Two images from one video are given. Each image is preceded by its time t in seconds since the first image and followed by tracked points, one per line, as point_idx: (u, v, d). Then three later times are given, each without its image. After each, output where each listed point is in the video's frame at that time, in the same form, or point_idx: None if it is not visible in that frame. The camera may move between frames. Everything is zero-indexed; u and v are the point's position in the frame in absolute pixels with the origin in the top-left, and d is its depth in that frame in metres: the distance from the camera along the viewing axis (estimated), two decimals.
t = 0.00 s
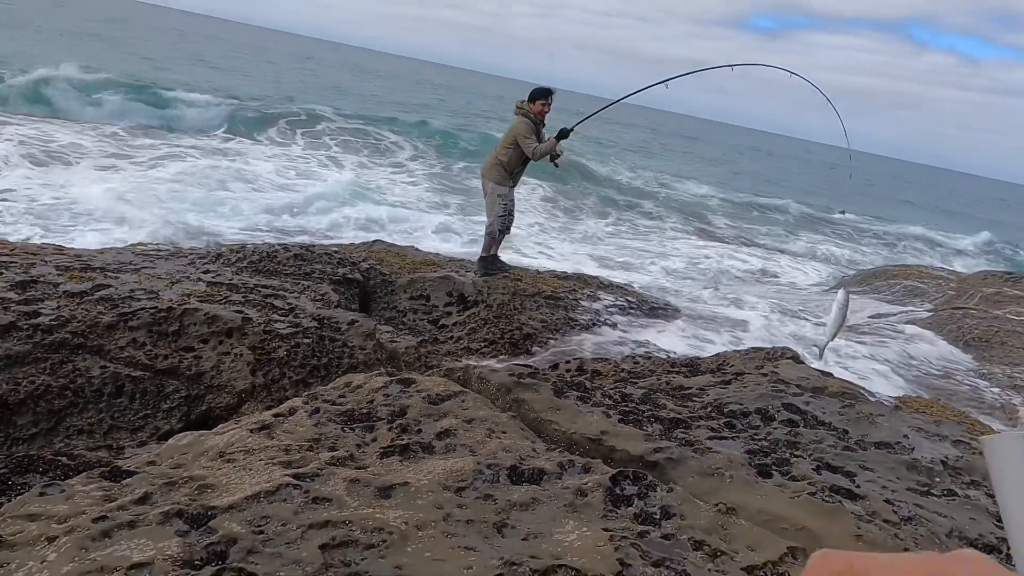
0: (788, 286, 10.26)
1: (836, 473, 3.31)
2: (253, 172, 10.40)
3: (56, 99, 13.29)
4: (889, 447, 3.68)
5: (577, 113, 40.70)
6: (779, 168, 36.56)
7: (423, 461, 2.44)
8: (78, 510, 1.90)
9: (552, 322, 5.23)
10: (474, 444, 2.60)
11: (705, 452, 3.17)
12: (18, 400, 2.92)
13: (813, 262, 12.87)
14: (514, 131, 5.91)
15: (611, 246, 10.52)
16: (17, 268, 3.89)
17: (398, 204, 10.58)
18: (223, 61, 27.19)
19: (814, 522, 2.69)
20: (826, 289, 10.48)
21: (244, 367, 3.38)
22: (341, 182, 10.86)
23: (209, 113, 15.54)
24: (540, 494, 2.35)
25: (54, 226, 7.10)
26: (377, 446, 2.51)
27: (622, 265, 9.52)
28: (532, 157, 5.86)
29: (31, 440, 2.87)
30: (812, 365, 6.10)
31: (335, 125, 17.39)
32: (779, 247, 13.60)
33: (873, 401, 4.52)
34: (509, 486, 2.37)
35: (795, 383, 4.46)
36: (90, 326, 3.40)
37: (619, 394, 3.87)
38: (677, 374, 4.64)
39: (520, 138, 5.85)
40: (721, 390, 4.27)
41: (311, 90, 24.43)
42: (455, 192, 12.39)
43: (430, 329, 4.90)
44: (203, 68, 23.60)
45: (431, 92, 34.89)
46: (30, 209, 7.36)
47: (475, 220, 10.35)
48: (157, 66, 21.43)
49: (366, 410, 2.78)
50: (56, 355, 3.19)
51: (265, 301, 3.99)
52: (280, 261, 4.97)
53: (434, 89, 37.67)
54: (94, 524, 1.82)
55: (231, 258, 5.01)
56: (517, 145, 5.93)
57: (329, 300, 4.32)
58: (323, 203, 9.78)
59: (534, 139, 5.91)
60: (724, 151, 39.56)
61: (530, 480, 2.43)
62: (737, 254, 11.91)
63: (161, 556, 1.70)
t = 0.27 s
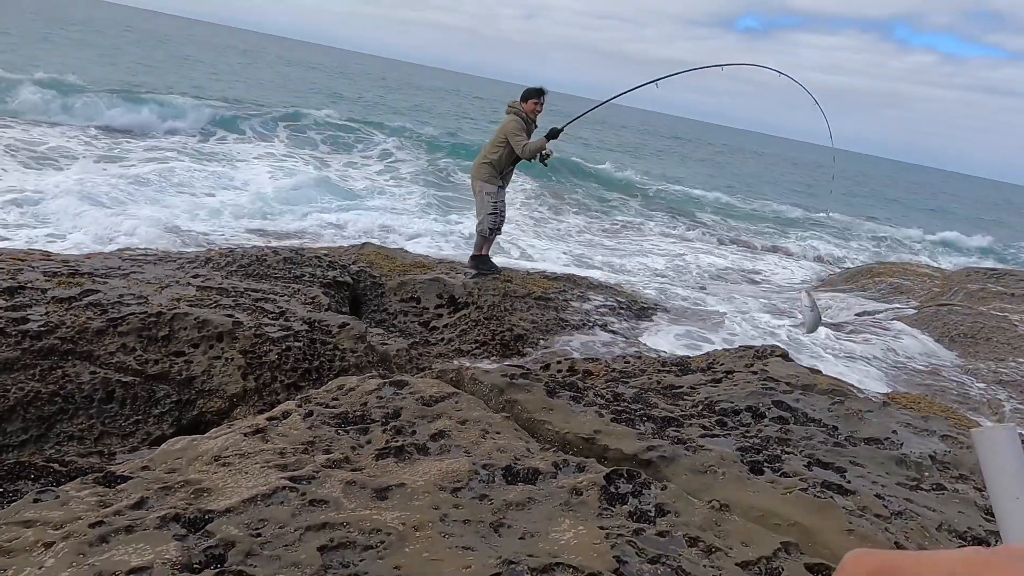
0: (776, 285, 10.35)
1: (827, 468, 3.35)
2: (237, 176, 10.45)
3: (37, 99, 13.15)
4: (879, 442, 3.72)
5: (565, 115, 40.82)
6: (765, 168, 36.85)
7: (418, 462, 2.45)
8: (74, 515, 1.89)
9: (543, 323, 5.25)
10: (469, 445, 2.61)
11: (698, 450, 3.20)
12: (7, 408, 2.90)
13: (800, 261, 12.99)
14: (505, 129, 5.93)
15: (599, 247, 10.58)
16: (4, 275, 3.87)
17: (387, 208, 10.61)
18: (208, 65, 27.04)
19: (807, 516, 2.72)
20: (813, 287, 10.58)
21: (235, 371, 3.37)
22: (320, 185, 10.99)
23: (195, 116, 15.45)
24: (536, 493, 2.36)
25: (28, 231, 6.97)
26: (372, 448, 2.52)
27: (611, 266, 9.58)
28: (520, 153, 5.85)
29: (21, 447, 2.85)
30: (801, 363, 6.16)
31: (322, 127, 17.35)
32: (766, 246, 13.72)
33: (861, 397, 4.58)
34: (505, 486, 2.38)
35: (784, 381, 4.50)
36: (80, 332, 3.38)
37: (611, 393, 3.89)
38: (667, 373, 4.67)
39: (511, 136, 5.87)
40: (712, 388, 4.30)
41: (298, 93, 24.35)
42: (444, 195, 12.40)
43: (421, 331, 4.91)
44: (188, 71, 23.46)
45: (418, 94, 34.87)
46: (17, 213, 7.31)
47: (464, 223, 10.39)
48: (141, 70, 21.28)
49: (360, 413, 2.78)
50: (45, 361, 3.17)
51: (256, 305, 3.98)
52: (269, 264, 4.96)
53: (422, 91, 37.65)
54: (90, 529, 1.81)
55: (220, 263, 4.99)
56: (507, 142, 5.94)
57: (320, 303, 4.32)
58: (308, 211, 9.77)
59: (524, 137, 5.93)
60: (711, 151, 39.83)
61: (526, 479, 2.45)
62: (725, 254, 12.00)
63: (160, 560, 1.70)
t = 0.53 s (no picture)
0: (763, 290, 10.47)
1: (816, 471, 3.41)
2: (227, 186, 10.48)
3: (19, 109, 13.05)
4: (865, 445, 3.79)
5: (552, 122, 41.01)
6: (751, 173, 37.20)
7: (414, 470, 2.48)
8: (76, 528, 1.91)
9: (534, 331, 5.30)
10: (465, 452, 2.65)
11: (689, 454, 3.25)
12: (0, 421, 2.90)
13: (786, 265, 13.14)
14: (493, 138, 5.98)
15: (588, 255, 10.67)
16: None
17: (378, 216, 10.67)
18: (194, 74, 26.95)
19: (797, 519, 2.76)
20: (800, 292, 10.70)
21: (229, 382, 3.39)
22: (306, 194, 11.06)
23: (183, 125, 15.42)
24: (531, 499, 2.40)
25: (15, 244, 6.94)
26: (369, 456, 2.55)
27: (601, 273, 9.66)
28: (509, 163, 5.91)
29: (15, 460, 2.85)
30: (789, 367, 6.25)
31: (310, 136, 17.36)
32: (753, 251, 13.86)
33: (848, 400, 4.66)
34: (501, 493, 2.42)
35: (773, 385, 4.56)
36: (73, 344, 3.39)
37: (603, 399, 3.94)
38: (657, 379, 4.73)
39: (498, 145, 5.92)
40: (702, 393, 4.36)
41: (286, 102, 24.34)
42: (433, 203, 12.44)
43: (413, 339, 4.94)
44: (175, 81, 23.39)
45: (406, 102, 34.94)
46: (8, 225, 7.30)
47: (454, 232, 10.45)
48: (127, 80, 21.20)
49: (355, 422, 2.81)
50: (38, 374, 3.18)
51: (248, 315, 4.00)
52: (261, 275, 4.98)
53: (409, 99, 37.71)
54: (94, 540, 1.84)
55: (211, 273, 5.01)
56: (495, 152, 6.00)
57: (312, 313, 4.34)
58: (296, 220, 9.79)
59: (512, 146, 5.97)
60: (697, 157, 40.15)
61: (521, 486, 2.49)
62: (712, 259, 12.13)
63: (165, 570, 1.72)
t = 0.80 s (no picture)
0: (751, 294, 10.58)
1: (805, 472, 3.48)
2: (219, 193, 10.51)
3: (5, 119, 12.99)
4: (853, 447, 3.88)
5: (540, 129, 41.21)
6: (738, 178, 37.54)
7: (412, 476, 2.53)
8: (82, 537, 1.94)
9: (525, 338, 5.36)
10: (461, 459, 2.69)
11: (681, 458, 3.32)
12: None
13: (773, 270, 13.29)
14: (482, 147, 6.04)
15: (577, 262, 10.76)
16: None
17: (368, 225, 10.73)
18: (181, 84, 26.90)
19: (786, 520, 2.83)
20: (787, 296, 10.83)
21: (224, 392, 3.42)
22: (295, 204, 11.11)
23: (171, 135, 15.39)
24: (528, 504, 2.45)
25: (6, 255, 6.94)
26: (368, 464, 2.59)
27: (590, 279, 9.75)
28: (497, 168, 5.96)
29: (11, 473, 2.86)
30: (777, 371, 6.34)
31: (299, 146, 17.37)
32: (741, 257, 14.00)
33: (836, 403, 4.74)
34: (498, 497, 2.47)
35: (761, 389, 4.64)
36: (67, 357, 3.41)
37: (595, 405, 4.00)
38: (648, 384, 4.80)
39: (487, 154, 5.98)
40: (692, 398, 4.43)
41: (273, 111, 24.34)
42: (423, 211, 12.49)
43: (406, 348, 4.98)
44: (162, 91, 23.34)
45: (394, 110, 35.01)
46: None
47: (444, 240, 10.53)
48: (114, 90, 21.14)
49: (352, 430, 2.85)
50: (33, 386, 3.19)
51: (242, 326, 4.03)
52: (253, 285, 5.01)
53: (397, 107, 37.78)
54: (101, 549, 1.87)
55: (204, 284, 5.03)
56: (484, 160, 6.06)
57: (305, 322, 4.37)
58: (288, 228, 9.82)
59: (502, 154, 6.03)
60: (684, 163, 40.46)
61: (518, 490, 2.54)
62: (700, 265, 12.25)
63: None
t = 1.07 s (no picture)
0: (742, 297, 10.68)
1: (798, 472, 3.54)
2: (210, 206, 10.54)
3: None
4: (844, 446, 3.94)
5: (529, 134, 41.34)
6: (726, 181, 37.82)
7: (413, 481, 2.57)
8: (90, 547, 1.96)
9: (519, 343, 5.41)
10: (461, 463, 2.73)
11: (676, 460, 3.37)
12: None
13: (763, 272, 13.41)
14: (475, 152, 6.09)
15: (568, 267, 10.84)
16: None
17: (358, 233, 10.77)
18: (169, 91, 26.81)
19: (781, 519, 2.89)
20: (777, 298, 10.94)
21: (221, 401, 3.44)
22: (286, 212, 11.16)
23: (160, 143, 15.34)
24: (528, 507, 2.49)
25: None
26: (369, 470, 2.62)
27: (581, 284, 9.81)
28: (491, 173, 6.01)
29: (10, 484, 2.87)
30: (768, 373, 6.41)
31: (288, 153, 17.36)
32: (730, 260, 14.12)
33: (826, 403, 4.81)
34: (498, 501, 2.51)
35: (753, 390, 4.71)
36: (64, 367, 3.42)
37: (590, 409, 4.05)
38: (641, 387, 4.85)
39: (480, 158, 6.03)
40: (685, 400, 4.49)
41: (262, 118, 24.31)
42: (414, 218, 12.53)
43: (400, 354, 5.01)
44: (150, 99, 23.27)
45: (383, 116, 35.04)
46: None
47: (434, 247, 10.59)
48: (101, 99, 21.05)
49: (352, 437, 2.88)
50: (31, 398, 3.20)
51: (237, 334, 4.05)
52: (248, 294, 5.03)
53: (386, 113, 37.80)
54: (110, 558, 1.90)
55: (198, 293, 5.04)
56: (477, 165, 6.11)
57: (300, 330, 4.40)
58: (281, 235, 9.83)
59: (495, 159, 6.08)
60: (673, 166, 40.70)
61: (517, 494, 2.58)
62: (690, 268, 12.35)
63: None
